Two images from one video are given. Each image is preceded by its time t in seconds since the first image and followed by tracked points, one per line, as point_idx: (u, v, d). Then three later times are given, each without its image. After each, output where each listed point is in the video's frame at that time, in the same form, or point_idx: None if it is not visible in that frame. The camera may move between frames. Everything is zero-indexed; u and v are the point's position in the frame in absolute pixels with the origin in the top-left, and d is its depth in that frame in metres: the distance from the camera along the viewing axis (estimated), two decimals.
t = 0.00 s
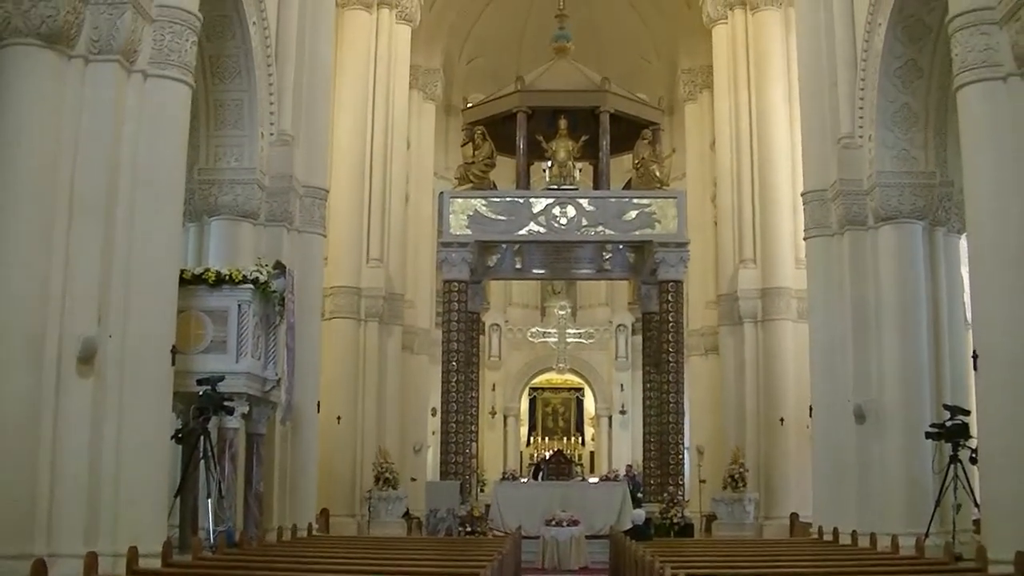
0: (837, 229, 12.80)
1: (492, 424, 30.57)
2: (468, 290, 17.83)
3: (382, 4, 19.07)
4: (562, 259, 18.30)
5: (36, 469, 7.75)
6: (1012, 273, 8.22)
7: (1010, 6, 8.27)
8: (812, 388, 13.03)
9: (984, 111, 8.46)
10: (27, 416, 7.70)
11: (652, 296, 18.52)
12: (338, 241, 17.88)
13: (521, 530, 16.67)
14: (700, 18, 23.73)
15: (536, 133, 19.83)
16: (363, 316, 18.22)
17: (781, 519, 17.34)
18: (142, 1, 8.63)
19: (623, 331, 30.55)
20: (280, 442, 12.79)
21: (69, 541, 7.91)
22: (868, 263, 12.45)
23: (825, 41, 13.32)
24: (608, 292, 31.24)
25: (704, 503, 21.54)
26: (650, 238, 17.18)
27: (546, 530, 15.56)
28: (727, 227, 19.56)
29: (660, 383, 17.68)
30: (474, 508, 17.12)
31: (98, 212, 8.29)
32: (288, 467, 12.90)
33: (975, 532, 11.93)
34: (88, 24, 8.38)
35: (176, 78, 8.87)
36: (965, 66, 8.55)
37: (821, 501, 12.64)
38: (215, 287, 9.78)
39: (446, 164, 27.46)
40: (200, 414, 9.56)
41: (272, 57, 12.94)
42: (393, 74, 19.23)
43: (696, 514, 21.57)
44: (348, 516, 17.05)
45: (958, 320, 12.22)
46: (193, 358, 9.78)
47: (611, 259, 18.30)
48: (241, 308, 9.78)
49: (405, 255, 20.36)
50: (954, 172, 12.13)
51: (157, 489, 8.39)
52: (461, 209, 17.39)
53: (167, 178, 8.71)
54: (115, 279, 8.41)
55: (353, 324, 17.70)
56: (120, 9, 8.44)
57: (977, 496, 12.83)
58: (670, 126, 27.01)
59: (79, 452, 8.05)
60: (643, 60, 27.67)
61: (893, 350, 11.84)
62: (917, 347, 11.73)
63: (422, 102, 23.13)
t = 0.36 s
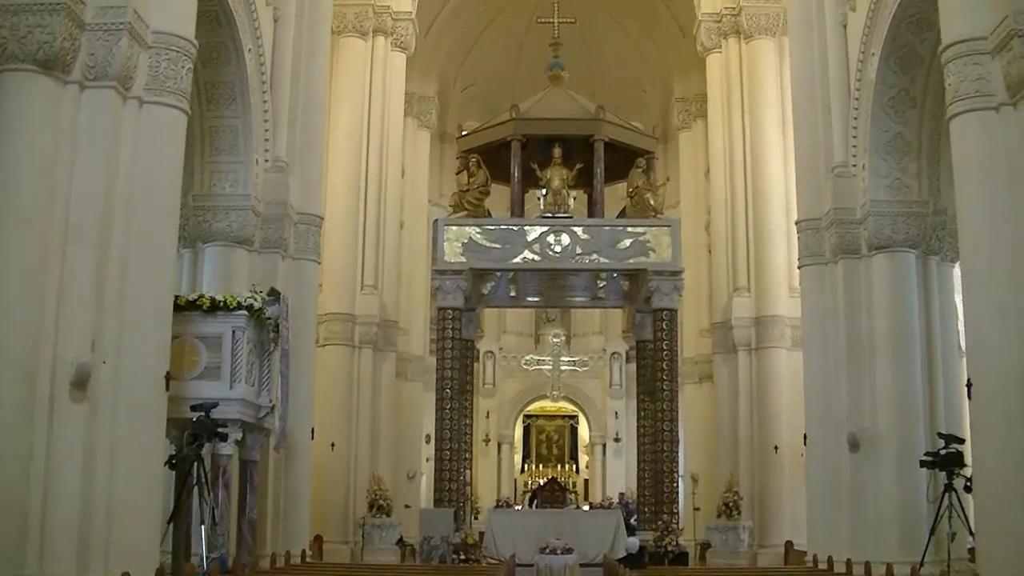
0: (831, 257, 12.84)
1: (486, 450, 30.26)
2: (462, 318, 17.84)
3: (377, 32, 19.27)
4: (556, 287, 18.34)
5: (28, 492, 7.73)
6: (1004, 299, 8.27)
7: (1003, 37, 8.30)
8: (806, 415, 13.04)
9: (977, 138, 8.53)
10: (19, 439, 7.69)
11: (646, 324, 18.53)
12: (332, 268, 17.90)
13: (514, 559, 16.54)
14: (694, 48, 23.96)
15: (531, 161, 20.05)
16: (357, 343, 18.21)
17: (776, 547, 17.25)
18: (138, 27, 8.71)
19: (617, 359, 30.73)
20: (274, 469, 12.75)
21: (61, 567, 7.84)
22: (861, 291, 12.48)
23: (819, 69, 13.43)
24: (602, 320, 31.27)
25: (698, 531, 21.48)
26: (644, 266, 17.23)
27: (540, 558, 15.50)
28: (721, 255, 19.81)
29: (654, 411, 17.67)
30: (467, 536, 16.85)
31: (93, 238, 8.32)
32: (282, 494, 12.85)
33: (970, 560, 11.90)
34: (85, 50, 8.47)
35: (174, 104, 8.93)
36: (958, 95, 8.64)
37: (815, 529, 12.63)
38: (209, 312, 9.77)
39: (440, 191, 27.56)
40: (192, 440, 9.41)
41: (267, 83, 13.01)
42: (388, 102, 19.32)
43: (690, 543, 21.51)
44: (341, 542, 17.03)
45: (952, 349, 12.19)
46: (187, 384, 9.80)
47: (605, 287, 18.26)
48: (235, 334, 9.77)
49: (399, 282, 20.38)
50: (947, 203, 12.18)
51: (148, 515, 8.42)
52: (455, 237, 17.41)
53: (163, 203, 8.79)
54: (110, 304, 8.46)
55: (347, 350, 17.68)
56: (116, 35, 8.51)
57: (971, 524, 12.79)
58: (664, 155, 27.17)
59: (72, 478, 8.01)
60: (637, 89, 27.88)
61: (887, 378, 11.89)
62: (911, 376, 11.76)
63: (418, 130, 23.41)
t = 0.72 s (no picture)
0: (826, 281, 12.88)
1: (481, 474, 30.30)
2: (457, 342, 17.84)
3: (374, 57, 19.39)
4: (552, 311, 18.35)
5: (23, 516, 7.76)
6: (999, 323, 8.31)
7: (998, 63, 8.40)
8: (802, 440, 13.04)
9: (973, 162, 8.58)
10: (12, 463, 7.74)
11: (642, 348, 18.53)
12: (328, 291, 17.93)
13: None
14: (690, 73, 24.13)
15: (527, 185, 20.11)
16: (352, 367, 18.21)
17: (772, 571, 17.22)
18: (135, 51, 8.75)
19: (613, 384, 30.65)
20: (269, 493, 12.72)
21: None
22: (856, 315, 12.55)
23: (814, 93, 13.52)
24: (598, 344, 31.25)
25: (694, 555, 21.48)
26: (640, 290, 17.26)
27: None
28: (716, 279, 19.70)
29: (650, 436, 17.63)
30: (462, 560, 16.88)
31: (88, 263, 8.35)
32: (277, 518, 12.81)
33: None
34: (82, 74, 8.51)
35: (170, 128, 8.95)
36: (954, 120, 8.70)
37: (811, 554, 12.62)
38: (205, 336, 9.79)
39: (436, 215, 27.61)
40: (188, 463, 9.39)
41: (264, 107, 13.09)
42: (384, 126, 19.40)
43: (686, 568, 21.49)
44: (336, 567, 16.95)
45: (948, 372, 12.18)
46: (183, 408, 9.76)
47: (601, 311, 18.27)
48: (231, 357, 9.78)
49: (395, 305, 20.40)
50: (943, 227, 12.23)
51: (143, 540, 8.37)
52: (451, 261, 17.44)
53: (159, 227, 8.79)
54: (106, 327, 8.48)
55: (343, 374, 17.68)
56: (114, 59, 8.55)
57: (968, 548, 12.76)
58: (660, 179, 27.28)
59: (67, 502, 8.03)
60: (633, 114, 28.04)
61: (883, 402, 11.91)
62: (906, 399, 11.79)
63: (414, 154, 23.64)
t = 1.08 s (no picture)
0: (830, 301, 12.89)
1: (485, 495, 30.23)
2: (461, 363, 17.83)
3: (378, 78, 19.48)
4: (555, 332, 18.36)
5: (26, 539, 7.74)
6: (1002, 342, 8.31)
7: (1000, 83, 8.43)
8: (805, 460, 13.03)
9: (976, 181, 8.62)
10: (15, 486, 7.73)
11: (645, 369, 18.53)
12: (331, 313, 17.94)
13: None
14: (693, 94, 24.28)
15: (530, 207, 20.17)
16: (355, 388, 18.21)
17: None
18: (139, 73, 8.80)
19: (616, 405, 30.63)
20: (273, 513, 12.71)
21: None
22: (860, 335, 12.55)
23: (817, 112, 13.56)
24: (601, 365, 31.24)
25: None
26: (643, 310, 17.27)
27: None
28: (720, 301, 19.79)
29: (654, 456, 17.58)
30: None
31: (91, 286, 8.40)
32: (280, 539, 12.77)
33: None
34: (87, 96, 8.56)
35: (174, 150, 8.98)
36: (956, 139, 8.73)
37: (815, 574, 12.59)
38: (209, 358, 9.80)
39: (439, 236, 27.64)
40: (192, 485, 9.39)
41: (268, 129, 13.14)
42: (387, 147, 19.49)
43: None
44: None
45: (952, 392, 12.16)
46: (186, 430, 9.76)
47: (604, 332, 18.27)
48: (235, 379, 9.79)
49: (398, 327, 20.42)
50: (946, 247, 12.25)
51: (145, 564, 8.36)
52: (454, 282, 17.49)
53: (161, 250, 8.82)
54: (109, 349, 8.50)
55: (346, 396, 17.69)
56: (118, 81, 8.60)
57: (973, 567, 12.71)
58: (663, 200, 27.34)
59: (70, 526, 8.02)
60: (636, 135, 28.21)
61: (887, 422, 11.89)
62: (910, 419, 11.77)
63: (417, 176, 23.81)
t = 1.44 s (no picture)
0: (833, 318, 12.88)
1: (490, 514, 30.13)
2: (465, 382, 17.82)
3: (381, 97, 19.57)
4: (559, 350, 18.37)
5: (31, 559, 7.75)
6: (1006, 358, 8.30)
7: (1001, 99, 8.42)
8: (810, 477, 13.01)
9: (978, 197, 8.63)
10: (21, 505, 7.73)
11: (649, 387, 18.51)
12: (335, 332, 17.95)
13: None
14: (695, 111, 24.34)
15: (533, 225, 20.11)
16: (360, 407, 18.22)
17: None
18: (143, 93, 8.84)
19: (621, 422, 30.41)
20: (277, 534, 12.67)
21: None
22: (864, 352, 12.55)
23: (819, 129, 13.59)
24: (605, 383, 31.18)
25: None
26: (647, 327, 17.28)
27: None
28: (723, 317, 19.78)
29: (658, 474, 17.52)
30: None
31: (96, 305, 8.41)
32: (284, 559, 12.73)
33: None
34: (90, 117, 8.60)
35: (177, 170, 9.02)
36: (959, 155, 8.75)
37: None
38: (213, 377, 9.81)
39: (443, 254, 27.66)
40: (196, 505, 9.38)
41: (271, 149, 13.18)
42: (391, 166, 19.56)
43: None
44: None
45: (957, 408, 12.16)
46: (190, 450, 9.75)
47: (608, 349, 18.29)
48: (238, 399, 9.77)
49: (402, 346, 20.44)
50: (949, 263, 12.28)
51: None
52: (458, 300, 17.51)
53: (165, 270, 8.86)
54: (112, 370, 8.53)
55: (350, 415, 17.68)
56: (121, 102, 8.64)
57: None
58: (666, 217, 27.37)
59: (74, 545, 8.05)
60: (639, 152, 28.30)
61: (892, 439, 11.87)
62: (914, 435, 11.76)
63: (419, 195, 23.89)
